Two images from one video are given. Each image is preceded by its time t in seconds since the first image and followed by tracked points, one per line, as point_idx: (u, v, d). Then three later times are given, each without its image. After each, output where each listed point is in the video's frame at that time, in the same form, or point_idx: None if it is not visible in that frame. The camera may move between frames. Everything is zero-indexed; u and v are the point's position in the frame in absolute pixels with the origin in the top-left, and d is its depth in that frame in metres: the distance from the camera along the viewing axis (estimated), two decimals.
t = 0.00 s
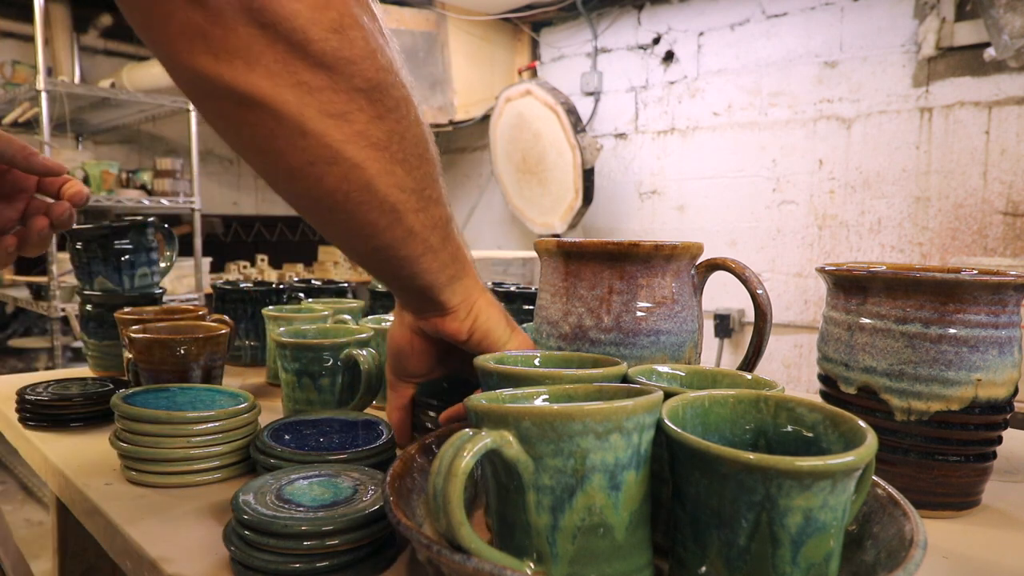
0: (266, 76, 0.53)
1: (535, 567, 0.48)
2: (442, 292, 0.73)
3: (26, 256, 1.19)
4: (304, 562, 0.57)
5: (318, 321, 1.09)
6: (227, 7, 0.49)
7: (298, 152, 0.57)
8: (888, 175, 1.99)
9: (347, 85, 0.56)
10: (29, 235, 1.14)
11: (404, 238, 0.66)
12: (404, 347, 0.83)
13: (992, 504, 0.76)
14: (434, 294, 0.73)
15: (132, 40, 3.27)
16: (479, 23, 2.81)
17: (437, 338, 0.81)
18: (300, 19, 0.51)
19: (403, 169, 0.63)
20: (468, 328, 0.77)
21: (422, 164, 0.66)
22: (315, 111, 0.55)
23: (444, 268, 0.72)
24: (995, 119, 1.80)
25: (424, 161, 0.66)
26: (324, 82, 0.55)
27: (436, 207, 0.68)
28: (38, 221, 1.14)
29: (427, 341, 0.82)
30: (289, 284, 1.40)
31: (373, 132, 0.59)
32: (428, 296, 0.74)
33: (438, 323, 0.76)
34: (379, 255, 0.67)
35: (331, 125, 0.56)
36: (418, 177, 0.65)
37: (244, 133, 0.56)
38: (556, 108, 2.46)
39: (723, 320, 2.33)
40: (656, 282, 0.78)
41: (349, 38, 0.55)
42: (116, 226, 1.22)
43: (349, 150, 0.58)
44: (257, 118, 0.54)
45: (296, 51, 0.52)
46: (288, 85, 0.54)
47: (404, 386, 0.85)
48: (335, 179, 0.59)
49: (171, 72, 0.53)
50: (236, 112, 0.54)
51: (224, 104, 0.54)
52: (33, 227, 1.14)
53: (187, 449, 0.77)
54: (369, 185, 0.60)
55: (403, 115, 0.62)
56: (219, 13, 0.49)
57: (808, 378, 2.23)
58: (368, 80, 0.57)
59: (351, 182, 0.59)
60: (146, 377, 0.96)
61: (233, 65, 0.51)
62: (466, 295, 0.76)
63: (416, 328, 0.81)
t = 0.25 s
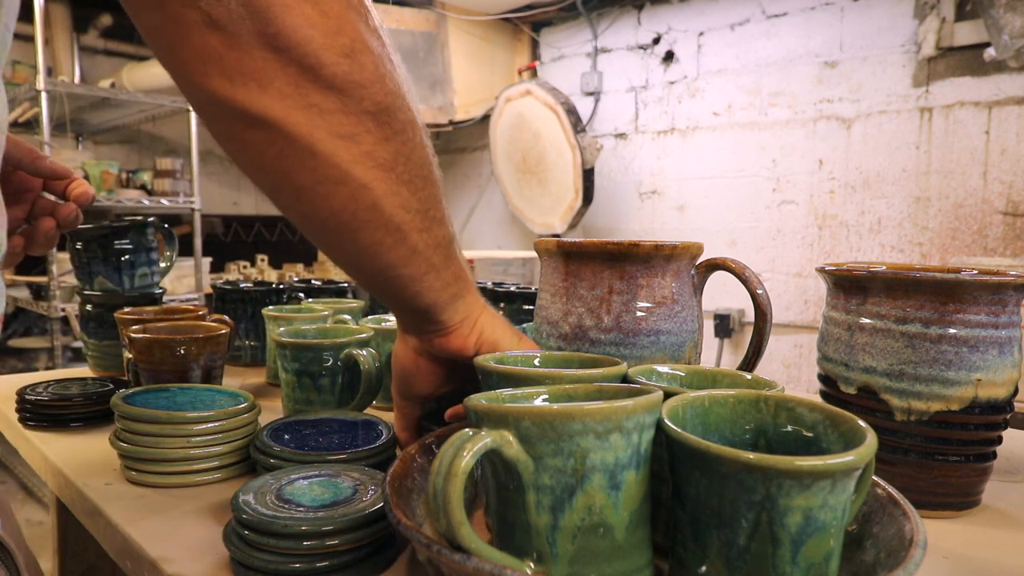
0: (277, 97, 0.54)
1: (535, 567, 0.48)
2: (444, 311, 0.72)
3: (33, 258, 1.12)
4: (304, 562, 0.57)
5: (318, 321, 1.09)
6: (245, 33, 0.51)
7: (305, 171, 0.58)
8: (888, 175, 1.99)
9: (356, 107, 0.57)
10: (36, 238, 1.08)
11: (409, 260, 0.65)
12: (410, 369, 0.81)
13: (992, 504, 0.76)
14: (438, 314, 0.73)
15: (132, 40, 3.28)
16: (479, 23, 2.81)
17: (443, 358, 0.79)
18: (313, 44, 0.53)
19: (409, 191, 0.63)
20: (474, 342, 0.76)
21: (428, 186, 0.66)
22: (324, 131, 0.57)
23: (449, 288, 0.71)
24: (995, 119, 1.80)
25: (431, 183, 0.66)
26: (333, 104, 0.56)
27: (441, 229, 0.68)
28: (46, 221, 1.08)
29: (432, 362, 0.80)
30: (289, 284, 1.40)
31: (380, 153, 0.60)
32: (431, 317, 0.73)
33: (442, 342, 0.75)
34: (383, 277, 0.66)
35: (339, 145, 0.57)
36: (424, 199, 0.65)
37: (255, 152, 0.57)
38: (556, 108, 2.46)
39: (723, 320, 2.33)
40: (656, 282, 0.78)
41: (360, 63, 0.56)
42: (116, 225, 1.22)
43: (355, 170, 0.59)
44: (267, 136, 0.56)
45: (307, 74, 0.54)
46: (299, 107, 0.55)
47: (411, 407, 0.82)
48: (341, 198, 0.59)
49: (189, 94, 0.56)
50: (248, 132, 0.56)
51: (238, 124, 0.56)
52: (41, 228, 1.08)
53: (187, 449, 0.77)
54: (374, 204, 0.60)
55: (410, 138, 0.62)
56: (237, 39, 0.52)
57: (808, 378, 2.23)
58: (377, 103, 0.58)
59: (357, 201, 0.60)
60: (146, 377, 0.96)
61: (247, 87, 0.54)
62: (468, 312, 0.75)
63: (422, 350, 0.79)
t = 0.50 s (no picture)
0: (280, 111, 0.54)
1: (534, 567, 0.48)
2: (445, 317, 0.73)
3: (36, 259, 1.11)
4: (304, 562, 0.57)
5: (318, 321, 1.09)
6: (248, 47, 0.51)
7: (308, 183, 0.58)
8: (888, 175, 1.99)
9: (359, 120, 0.57)
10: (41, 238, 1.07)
11: (410, 268, 0.66)
12: (412, 374, 0.80)
13: (992, 504, 0.76)
14: (439, 321, 0.73)
15: (131, 40, 3.28)
16: (479, 23, 2.81)
17: (444, 363, 0.79)
18: (317, 59, 0.53)
19: (411, 201, 0.63)
20: (473, 347, 0.76)
21: (430, 196, 0.66)
22: (326, 144, 0.56)
23: (450, 295, 0.71)
24: (995, 119, 1.80)
25: (432, 192, 0.66)
26: (336, 117, 0.56)
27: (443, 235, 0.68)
28: (50, 221, 1.08)
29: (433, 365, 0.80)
30: (289, 284, 1.40)
31: (382, 164, 0.60)
32: (432, 322, 0.73)
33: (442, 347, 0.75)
34: (384, 284, 0.67)
35: (342, 158, 0.57)
36: (425, 208, 0.65)
37: (257, 164, 0.57)
38: (556, 108, 2.46)
39: (723, 320, 2.33)
40: (656, 282, 0.78)
41: (363, 77, 0.56)
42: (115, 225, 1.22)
43: (357, 182, 0.59)
44: (269, 149, 0.56)
45: (310, 88, 0.54)
46: (301, 121, 0.55)
47: (412, 410, 0.82)
48: (342, 209, 0.59)
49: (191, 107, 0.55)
50: (251, 144, 0.56)
51: (240, 137, 0.56)
52: (44, 229, 1.07)
53: (187, 449, 0.77)
54: (375, 214, 0.61)
55: (412, 149, 0.62)
56: (240, 54, 0.51)
57: (808, 378, 2.23)
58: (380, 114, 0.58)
59: (358, 212, 0.60)
60: (146, 377, 0.96)
61: (250, 101, 0.53)
62: (468, 316, 0.75)
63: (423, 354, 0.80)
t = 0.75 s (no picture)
0: (268, 106, 0.54)
1: (534, 567, 0.48)
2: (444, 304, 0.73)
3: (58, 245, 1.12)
4: (304, 562, 0.57)
5: (318, 321, 1.09)
6: (232, 43, 0.51)
7: (299, 178, 0.58)
8: (888, 175, 1.99)
9: (347, 114, 0.57)
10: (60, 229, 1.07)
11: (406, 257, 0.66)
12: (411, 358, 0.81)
13: (992, 503, 0.76)
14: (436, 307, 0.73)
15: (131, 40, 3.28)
16: (479, 23, 2.81)
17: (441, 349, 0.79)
18: (301, 55, 0.52)
19: (405, 191, 0.63)
20: (469, 335, 0.76)
21: (426, 185, 0.66)
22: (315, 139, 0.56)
23: (447, 282, 0.71)
24: (995, 120, 1.80)
25: (427, 182, 0.66)
26: (326, 113, 0.56)
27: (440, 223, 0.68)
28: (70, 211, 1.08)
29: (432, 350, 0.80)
30: (289, 283, 1.40)
31: (375, 157, 0.60)
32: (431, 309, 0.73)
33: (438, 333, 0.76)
34: (382, 272, 0.67)
35: (333, 153, 0.57)
36: (420, 197, 0.65)
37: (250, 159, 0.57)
38: (556, 108, 2.46)
39: (723, 320, 2.33)
40: (656, 282, 0.78)
41: (352, 70, 0.55)
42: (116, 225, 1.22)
43: (349, 176, 0.59)
44: (259, 145, 0.56)
45: (297, 84, 0.53)
46: (290, 117, 0.55)
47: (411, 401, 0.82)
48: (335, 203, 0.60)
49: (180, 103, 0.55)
50: (243, 140, 0.56)
51: (232, 134, 0.56)
52: (64, 219, 1.07)
53: (187, 449, 0.77)
54: (369, 206, 0.61)
55: (405, 139, 0.62)
56: (224, 52, 0.51)
57: (808, 378, 2.23)
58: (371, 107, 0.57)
59: (351, 205, 0.60)
60: (146, 377, 0.96)
61: (237, 97, 0.53)
62: (466, 303, 0.75)
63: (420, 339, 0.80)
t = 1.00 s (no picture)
0: (227, 104, 0.52)
1: (534, 567, 0.48)
2: (432, 290, 0.71)
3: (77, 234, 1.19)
4: (304, 562, 0.57)
5: (318, 321, 1.09)
6: (184, 40, 0.48)
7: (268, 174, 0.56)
8: (888, 175, 1.99)
9: (313, 108, 0.54)
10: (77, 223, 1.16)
11: (384, 250, 0.64)
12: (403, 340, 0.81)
13: (992, 503, 0.76)
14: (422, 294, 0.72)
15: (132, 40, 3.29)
16: (479, 23, 2.81)
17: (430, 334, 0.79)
18: (260, 47, 0.49)
19: (381, 184, 0.60)
20: (454, 320, 0.75)
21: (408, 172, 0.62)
22: (279, 136, 0.54)
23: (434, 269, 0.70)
24: (995, 119, 1.80)
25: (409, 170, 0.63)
26: (290, 107, 0.53)
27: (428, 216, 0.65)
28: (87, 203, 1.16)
29: (423, 333, 0.80)
30: (290, 284, 1.40)
31: (345, 151, 0.57)
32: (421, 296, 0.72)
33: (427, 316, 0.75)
34: (365, 266, 0.66)
35: (298, 148, 0.55)
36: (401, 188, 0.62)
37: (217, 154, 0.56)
38: (556, 108, 2.46)
39: (723, 320, 2.33)
40: (656, 283, 0.78)
41: (316, 62, 0.52)
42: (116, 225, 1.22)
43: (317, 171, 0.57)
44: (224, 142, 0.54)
45: (256, 79, 0.51)
46: (252, 113, 0.53)
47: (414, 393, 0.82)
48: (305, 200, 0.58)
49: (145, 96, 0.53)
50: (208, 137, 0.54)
51: (197, 130, 0.54)
52: (81, 212, 1.16)
53: (187, 449, 0.77)
54: (342, 202, 0.59)
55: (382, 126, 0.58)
56: (176, 46, 0.49)
57: (808, 378, 2.23)
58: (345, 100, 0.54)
59: (322, 201, 0.58)
60: (146, 377, 0.96)
61: (197, 95, 0.51)
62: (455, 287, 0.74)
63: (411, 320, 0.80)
